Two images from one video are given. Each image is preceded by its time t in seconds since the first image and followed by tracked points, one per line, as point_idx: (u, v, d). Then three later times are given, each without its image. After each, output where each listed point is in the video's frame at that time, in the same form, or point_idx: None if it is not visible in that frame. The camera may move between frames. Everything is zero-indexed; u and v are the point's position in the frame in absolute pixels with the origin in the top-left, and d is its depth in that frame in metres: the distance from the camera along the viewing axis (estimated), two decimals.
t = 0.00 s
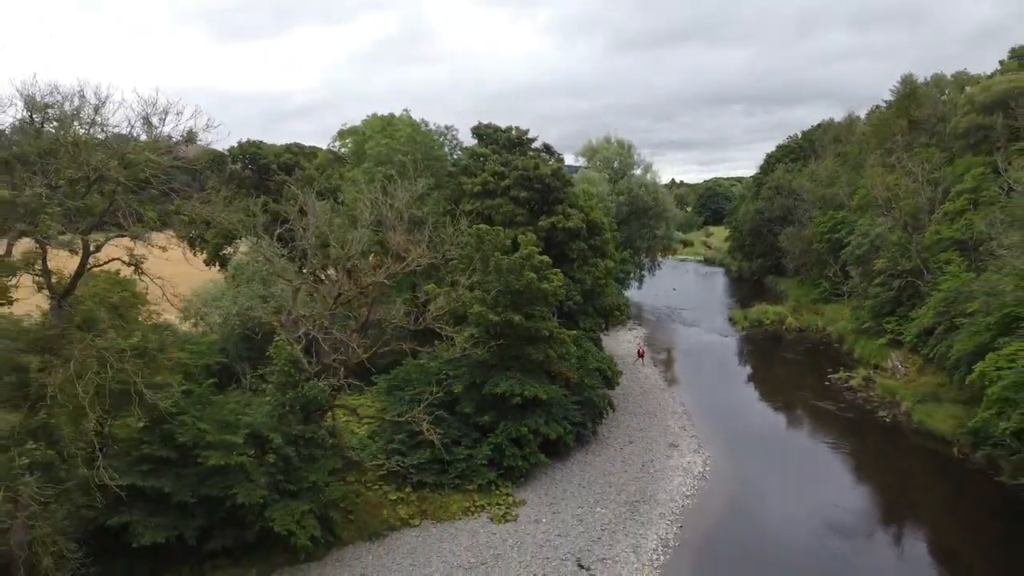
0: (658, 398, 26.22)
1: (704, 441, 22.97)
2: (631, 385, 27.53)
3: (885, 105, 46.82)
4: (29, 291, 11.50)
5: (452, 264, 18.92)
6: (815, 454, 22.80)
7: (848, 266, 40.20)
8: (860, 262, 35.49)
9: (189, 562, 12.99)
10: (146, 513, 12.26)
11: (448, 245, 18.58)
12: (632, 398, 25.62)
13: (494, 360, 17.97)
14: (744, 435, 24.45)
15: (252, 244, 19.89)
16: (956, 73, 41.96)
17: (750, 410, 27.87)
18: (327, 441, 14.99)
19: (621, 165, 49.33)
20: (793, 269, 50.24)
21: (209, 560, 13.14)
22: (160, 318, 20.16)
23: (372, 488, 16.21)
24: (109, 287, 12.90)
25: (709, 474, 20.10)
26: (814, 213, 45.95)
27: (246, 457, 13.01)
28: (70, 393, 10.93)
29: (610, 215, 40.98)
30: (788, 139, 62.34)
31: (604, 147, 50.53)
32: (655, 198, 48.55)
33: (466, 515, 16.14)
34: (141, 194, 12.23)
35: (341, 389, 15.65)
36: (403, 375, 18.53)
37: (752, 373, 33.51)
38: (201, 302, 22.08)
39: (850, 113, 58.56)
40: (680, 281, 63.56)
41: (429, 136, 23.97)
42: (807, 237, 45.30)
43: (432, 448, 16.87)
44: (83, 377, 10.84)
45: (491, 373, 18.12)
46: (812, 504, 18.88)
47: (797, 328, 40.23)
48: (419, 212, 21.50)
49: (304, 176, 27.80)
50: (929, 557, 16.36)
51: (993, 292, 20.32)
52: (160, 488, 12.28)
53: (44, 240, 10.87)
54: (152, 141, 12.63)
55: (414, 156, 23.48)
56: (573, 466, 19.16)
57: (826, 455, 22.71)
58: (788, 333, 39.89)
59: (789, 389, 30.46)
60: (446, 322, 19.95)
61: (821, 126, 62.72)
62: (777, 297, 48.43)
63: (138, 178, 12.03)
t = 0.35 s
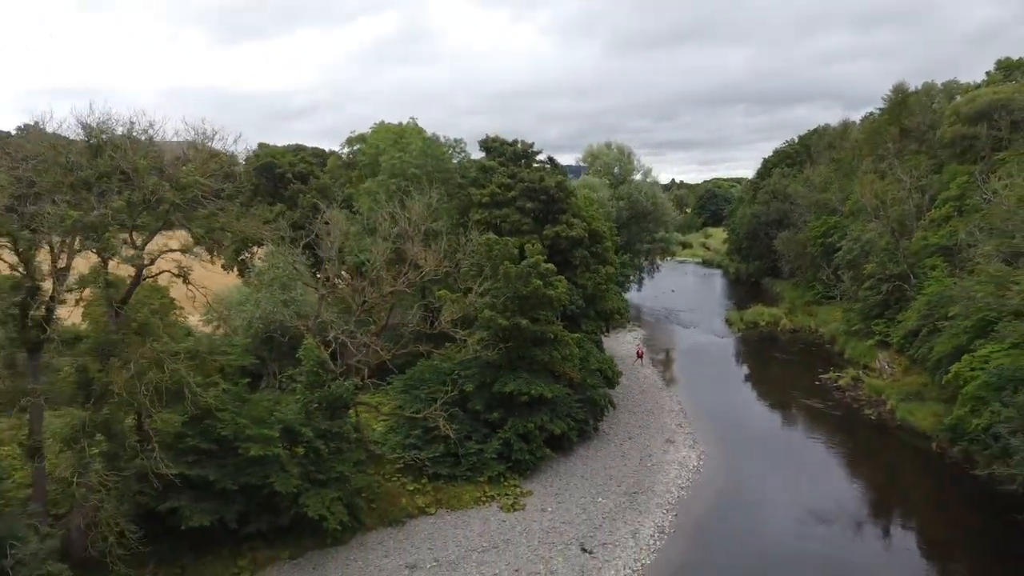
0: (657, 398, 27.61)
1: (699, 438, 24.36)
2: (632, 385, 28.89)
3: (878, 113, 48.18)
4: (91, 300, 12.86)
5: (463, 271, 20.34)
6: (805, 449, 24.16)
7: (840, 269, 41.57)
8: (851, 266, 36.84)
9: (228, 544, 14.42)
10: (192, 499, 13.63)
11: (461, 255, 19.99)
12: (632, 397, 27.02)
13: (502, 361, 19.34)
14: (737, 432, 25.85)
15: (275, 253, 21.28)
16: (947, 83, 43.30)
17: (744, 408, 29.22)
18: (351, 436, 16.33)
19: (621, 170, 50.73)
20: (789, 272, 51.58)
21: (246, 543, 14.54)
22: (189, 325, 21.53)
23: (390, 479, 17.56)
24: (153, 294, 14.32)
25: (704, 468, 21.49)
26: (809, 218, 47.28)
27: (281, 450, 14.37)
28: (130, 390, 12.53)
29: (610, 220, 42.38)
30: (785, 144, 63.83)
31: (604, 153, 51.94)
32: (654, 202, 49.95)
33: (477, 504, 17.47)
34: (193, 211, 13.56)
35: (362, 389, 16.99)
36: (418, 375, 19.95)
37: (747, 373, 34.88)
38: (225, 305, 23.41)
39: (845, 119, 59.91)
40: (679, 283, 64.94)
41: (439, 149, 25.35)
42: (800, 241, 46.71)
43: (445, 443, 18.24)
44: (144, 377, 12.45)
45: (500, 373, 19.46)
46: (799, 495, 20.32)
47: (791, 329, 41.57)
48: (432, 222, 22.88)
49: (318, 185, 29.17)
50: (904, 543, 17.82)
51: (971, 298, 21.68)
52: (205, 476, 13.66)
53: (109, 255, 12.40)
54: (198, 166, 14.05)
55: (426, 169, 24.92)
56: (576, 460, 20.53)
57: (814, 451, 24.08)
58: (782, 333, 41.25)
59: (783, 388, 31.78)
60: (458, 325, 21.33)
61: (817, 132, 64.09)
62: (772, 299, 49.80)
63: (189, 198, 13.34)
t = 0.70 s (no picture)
0: (655, 395, 28.95)
1: (695, 433, 25.69)
2: (631, 383, 30.22)
3: (871, 119, 49.49)
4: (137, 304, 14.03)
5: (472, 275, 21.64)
6: (795, 444, 25.50)
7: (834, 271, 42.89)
8: (843, 269, 38.16)
9: (260, 527, 15.78)
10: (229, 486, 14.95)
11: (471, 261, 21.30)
12: (632, 395, 28.36)
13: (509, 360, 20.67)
14: (731, 428, 27.19)
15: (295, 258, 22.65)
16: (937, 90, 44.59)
17: (739, 406, 30.53)
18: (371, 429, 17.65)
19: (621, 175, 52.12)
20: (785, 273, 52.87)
21: (276, 526, 15.91)
22: (212, 323, 22.86)
23: (406, 470, 18.90)
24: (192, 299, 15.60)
25: (698, 461, 22.83)
26: (804, 221, 48.60)
27: (308, 441, 15.69)
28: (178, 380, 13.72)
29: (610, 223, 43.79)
30: (781, 148, 65.16)
31: (604, 158, 53.32)
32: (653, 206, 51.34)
33: (487, 493, 18.79)
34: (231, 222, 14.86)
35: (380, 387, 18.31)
36: (430, 374, 21.29)
37: (742, 372, 36.20)
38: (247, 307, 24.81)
39: (840, 124, 61.21)
40: (679, 284, 66.29)
41: (448, 159, 26.69)
42: (795, 244, 48.02)
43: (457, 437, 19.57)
44: (189, 373, 13.71)
45: (507, 371, 20.79)
46: (786, 485, 21.70)
47: (786, 330, 42.90)
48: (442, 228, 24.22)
49: (332, 191, 30.52)
50: (881, 529, 19.23)
51: (949, 301, 23.04)
52: (240, 464, 15.04)
53: (157, 263, 13.71)
54: (235, 181, 15.34)
55: (435, 178, 26.27)
56: (578, 453, 21.86)
57: (804, 445, 25.40)
58: (778, 333, 42.58)
59: (776, 386, 33.10)
60: (468, 326, 22.67)
61: (813, 136, 65.40)
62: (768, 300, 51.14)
63: (228, 210, 14.64)
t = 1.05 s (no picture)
0: (654, 392, 30.30)
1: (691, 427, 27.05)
2: (630, 380, 31.58)
3: (864, 124, 50.81)
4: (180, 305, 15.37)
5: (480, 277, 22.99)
6: (786, 438, 26.87)
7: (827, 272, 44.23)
8: (835, 270, 39.47)
9: (287, 510, 17.17)
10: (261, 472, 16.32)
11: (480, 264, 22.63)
12: (631, 391, 29.70)
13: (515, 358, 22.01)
14: (726, 423, 28.55)
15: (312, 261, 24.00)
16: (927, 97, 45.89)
17: (734, 402, 31.87)
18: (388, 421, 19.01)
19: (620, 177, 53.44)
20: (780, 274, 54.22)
21: (302, 509, 17.30)
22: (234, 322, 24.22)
23: (419, 459, 20.26)
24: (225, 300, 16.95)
25: (694, 453, 24.20)
26: (798, 223, 49.93)
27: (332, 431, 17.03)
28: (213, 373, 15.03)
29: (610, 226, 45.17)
30: (778, 152, 66.47)
31: (605, 161, 54.65)
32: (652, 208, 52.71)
33: (495, 481, 20.12)
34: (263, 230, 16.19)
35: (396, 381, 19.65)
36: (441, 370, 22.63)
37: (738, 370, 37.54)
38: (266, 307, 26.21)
39: (835, 128, 62.57)
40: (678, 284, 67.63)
41: (455, 166, 28.02)
42: (790, 246, 49.37)
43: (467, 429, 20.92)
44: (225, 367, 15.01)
45: (513, 368, 22.13)
46: (777, 475, 23.05)
47: (780, 329, 44.27)
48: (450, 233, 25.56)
49: (344, 196, 31.85)
50: (863, 515, 20.63)
51: (931, 301, 24.33)
52: (269, 452, 16.53)
53: (197, 268, 15.04)
54: (266, 192, 16.64)
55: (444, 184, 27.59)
56: (580, 445, 23.22)
57: (794, 439, 26.78)
58: (772, 333, 43.94)
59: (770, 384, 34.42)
60: (477, 325, 24.02)
61: (809, 139, 66.72)
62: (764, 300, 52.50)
63: (260, 219, 15.96)
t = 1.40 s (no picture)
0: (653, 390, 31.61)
1: (689, 424, 28.37)
2: (631, 379, 32.89)
3: (858, 129, 52.10)
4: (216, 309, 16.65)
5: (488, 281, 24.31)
6: (779, 434, 28.22)
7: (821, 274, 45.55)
8: (828, 272, 40.78)
9: (312, 499, 18.51)
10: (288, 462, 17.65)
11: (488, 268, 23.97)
12: (632, 389, 31.03)
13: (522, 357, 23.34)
14: (722, 420, 29.88)
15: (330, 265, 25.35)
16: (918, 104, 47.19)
17: (731, 400, 33.19)
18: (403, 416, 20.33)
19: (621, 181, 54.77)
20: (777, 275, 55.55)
21: (326, 498, 18.64)
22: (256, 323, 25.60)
23: (432, 452, 21.59)
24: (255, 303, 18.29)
25: (691, 447, 25.54)
26: (794, 227, 51.22)
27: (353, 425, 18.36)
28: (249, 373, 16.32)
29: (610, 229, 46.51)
30: (775, 155, 67.78)
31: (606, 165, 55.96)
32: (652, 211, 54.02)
33: (503, 473, 21.44)
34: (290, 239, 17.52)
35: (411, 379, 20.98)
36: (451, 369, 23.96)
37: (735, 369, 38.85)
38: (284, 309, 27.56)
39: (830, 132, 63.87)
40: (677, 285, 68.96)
41: (464, 174, 29.33)
42: (786, 248, 50.67)
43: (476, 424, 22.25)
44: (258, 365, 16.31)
45: (520, 367, 23.45)
46: (769, 468, 24.40)
47: (776, 329, 45.59)
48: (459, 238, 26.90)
49: (356, 202, 33.16)
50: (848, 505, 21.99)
51: (916, 303, 25.64)
52: (297, 444, 17.92)
53: (232, 274, 16.37)
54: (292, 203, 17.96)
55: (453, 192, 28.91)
56: (583, 439, 24.56)
57: (787, 435, 28.09)
58: (768, 332, 45.27)
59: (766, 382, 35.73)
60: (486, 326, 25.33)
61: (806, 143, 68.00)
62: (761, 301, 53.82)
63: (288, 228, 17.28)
